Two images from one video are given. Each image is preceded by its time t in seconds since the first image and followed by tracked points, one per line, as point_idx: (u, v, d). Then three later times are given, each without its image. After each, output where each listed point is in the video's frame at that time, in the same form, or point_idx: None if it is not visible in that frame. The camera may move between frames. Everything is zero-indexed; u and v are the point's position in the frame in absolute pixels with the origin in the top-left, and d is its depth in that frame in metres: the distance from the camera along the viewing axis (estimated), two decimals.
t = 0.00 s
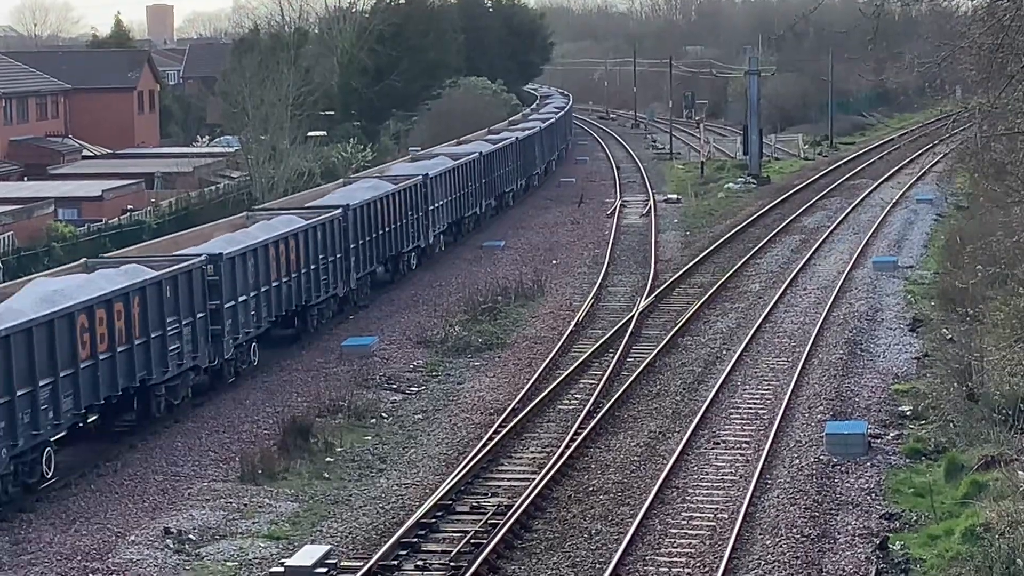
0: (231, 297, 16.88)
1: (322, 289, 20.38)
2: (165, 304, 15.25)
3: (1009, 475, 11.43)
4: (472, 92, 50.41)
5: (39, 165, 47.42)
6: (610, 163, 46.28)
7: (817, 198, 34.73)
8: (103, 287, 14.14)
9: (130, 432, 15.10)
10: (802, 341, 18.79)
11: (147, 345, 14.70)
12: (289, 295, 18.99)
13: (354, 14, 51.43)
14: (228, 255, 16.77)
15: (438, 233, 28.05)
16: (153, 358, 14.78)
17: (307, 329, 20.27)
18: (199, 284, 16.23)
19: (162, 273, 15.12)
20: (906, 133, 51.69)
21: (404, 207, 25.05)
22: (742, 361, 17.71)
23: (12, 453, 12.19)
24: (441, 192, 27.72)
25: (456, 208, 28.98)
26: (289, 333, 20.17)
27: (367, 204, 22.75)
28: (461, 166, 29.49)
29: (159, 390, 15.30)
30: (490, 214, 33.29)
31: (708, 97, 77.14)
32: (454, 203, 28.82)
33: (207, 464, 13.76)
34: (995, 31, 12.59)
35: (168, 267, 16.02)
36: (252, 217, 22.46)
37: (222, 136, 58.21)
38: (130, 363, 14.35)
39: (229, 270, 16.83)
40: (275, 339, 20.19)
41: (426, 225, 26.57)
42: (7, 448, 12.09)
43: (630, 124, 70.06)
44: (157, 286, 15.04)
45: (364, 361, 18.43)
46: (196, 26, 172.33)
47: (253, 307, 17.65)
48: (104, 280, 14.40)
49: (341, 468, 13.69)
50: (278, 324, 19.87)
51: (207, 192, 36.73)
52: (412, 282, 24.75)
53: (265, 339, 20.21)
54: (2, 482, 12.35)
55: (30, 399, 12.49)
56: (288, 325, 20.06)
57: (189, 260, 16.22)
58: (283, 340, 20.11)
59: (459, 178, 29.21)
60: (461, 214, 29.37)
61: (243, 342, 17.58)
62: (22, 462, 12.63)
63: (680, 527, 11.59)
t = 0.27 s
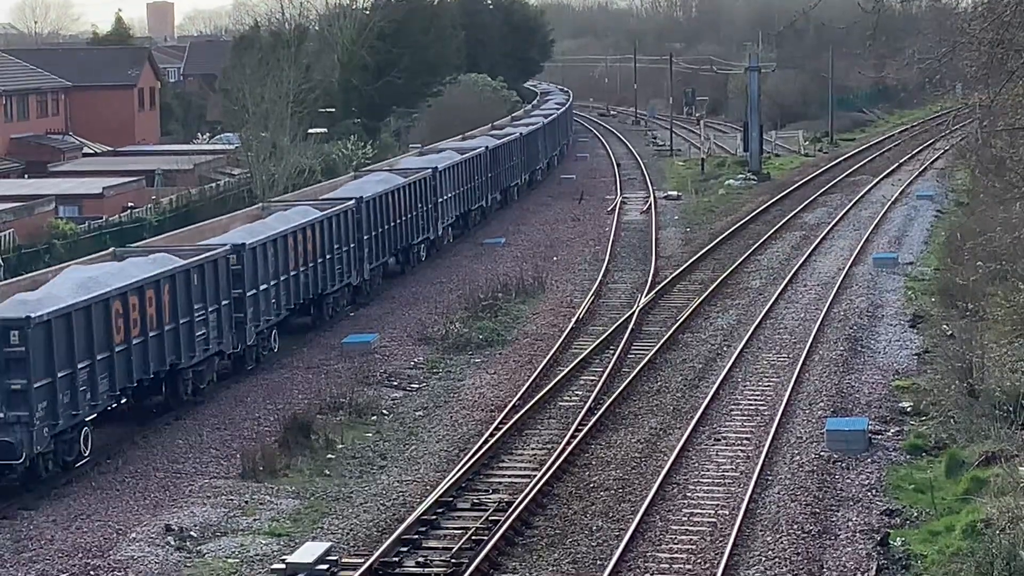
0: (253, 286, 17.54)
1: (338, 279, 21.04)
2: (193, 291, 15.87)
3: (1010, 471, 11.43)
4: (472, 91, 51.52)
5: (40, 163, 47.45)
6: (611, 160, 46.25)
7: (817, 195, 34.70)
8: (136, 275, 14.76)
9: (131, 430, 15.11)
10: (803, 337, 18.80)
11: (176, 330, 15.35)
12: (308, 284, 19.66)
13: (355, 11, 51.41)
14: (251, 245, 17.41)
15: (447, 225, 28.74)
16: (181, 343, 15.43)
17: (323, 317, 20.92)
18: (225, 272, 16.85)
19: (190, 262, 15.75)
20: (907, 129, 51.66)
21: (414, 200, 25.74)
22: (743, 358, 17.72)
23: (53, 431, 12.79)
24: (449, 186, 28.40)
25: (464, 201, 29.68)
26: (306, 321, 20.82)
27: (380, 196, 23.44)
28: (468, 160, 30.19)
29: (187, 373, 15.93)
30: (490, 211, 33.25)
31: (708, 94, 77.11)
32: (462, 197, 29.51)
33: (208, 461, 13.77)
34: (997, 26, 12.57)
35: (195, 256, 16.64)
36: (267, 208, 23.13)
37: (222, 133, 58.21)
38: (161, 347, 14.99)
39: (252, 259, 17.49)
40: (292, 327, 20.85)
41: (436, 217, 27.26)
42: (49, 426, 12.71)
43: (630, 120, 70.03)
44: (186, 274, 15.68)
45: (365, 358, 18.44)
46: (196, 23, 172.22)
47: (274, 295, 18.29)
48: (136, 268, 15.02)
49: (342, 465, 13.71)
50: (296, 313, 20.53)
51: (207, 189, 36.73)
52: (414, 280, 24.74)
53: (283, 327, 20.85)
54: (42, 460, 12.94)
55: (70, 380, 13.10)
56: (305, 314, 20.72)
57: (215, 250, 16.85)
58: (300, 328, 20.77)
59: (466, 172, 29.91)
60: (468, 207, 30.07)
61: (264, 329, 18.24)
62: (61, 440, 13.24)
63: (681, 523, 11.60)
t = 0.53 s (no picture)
0: (273, 277, 18.17)
1: (352, 271, 21.68)
2: (218, 282, 16.49)
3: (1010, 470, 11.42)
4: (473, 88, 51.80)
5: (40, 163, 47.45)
6: (611, 159, 46.24)
7: (817, 194, 34.70)
8: (164, 266, 15.34)
9: (131, 430, 15.10)
10: (803, 336, 18.79)
11: (203, 318, 15.99)
12: (323, 275, 20.32)
13: (355, 11, 51.41)
14: (272, 238, 18.04)
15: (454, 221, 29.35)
16: (207, 331, 16.07)
17: (336, 308, 21.56)
18: (247, 264, 17.48)
19: (216, 254, 16.37)
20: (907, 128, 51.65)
21: (424, 195, 26.36)
22: (743, 357, 17.72)
23: (90, 414, 13.43)
24: (456, 182, 28.99)
25: (470, 197, 30.28)
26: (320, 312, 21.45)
27: (391, 191, 24.05)
28: (474, 157, 30.79)
29: (211, 360, 16.56)
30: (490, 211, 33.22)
31: (708, 93, 77.10)
32: (468, 193, 30.12)
33: (208, 462, 13.78)
34: (995, 26, 12.59)
35: (219, 247, 17.26)
36: (282, 203, 23.82)
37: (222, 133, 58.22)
38: (189, 335, 15.62)
39: (272, 251, 18.14)
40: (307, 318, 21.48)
41: (444, 213, 27.87)
42: (86, 409, 13.33)
43: (630, 119, 70.01)
44: (211, 265, 16.30)
45: (365, 358, 18.44)
46: (196, 24, 172.17)
47: (293, 286, 18.93)
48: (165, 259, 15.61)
49: (343, 464, 13.71)
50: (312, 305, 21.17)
51: (207, 189, 36.73)
52: (415, 279, 24.73)
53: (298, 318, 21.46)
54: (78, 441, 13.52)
55: (105, 365, 13.68)
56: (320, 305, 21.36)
57: (238, 242, 17.46)
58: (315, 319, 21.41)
59: (473, 168, 30.50)
60: (474, 202, 30.69)
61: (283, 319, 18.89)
62: (97, 422, 13.82)
63: (682, 522, 11.60)
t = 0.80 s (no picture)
0: (292, 274, 18.87)
1: (366, 269, 22.37)
2: (241, 277, 17.17)
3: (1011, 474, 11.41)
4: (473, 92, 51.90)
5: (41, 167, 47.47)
6: (611, 163, 46.25)
7: (818, 198, 34.70)
8: (191, 261, 16.04)
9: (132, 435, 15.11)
10: (804, 340, 18.79)
11: (226, 312, 16.70)
12: (338, 273, 20.94)
13: (355, 15, 51.48)
14: (290, 236, 18.75)
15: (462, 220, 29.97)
16: (231, 325, 16.77)
17: (351, 305, 22.25)
18: (267, 260, 18.17)
19: (238, 250, 17.05)
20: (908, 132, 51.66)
21: (434, 195, 27.00)
22: (744, 361, 17.72)
23: (124, 402, 14.13)
24: (465, 182, 29.61)
25: (477, 197, 30.90)
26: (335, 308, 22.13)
27: (403, 192, 24.70)
28: (481, 158, 31.40)
29: (235, 353, 17.26)
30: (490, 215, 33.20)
31: (709, 97, 77.16)
32: (475, 193, 30.73)
33: (209, 466, 13.78)
34: (995, 30, 12.59)
35: (241, 244, 17.96)
36: (297, 202, 24.20)
37: (223, 137, 58.25)
38: (213, 328, 16.32)
39: (290, 249, 18.80)
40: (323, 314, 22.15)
41: (452, 213, 28.52)
42: (120, 397, 14.01)
43: (631, 124, 70.01)
44: (234, 261, 16.99)
45: (366, 362, 18.46)
46: (196, 28, 172.24)
47: (310, 283, 19.62)
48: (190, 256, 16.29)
49: (344, 468, 13.72)
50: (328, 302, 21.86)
51: (208, 193, 36.74)
52: (416, 284, 24.71)
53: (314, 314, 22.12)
54: (113, 428, 14.22)
55: (138, 355, 14.37)
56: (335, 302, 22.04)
57: (259, 240, 18.16)
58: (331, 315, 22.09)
59: (480, 169, 31.12)
60: (481, 203, 31.31)
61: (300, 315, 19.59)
62: (130, 411, 14.51)
63: (683, 527, 11.60)
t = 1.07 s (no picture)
0: (310, 274, 19.63)
1: (380, 270, 23.12)
2: (262, 277, 17.93)
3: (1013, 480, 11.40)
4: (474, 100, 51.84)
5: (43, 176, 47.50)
6: (613, 171, 46.27)
7: (820, 206, 34.69)
8: (216, 261, 16.81)
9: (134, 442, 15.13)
10: (806, 348, 18.79)
11: (250, 311, 17.47)
12: (354, 274, 21.63)
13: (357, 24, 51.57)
14: (309, 237, 19.51)
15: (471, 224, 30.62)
16: (253, 323, 17.54)
17: (365, 305, 22.96)
18: (287, 261, 18.91)
19: (261, 250, 17.86)
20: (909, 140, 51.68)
21: (444, 199, 27.66)
22: (745, 369, 17.71)
23: (155, 394, 14.90)
24: (473, 187, 30.25)
25: (485, 202, 31.54)
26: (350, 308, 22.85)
27: (414, 195, 25.37)
28: (488, 163, 32.03)
29: (257, 350, 18.02)
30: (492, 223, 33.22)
31: (711, 105, 77.20)
32: (483, 197, 31.36)
33: (212, 474, 13.78)
34: (997, 37, 12.60)
35: (262, 245, 18.73)
36: (312, 206, 24.49)
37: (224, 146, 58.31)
38: (237, 325, 17.08)
39: (308, 250, 19.55)
40: (338, 314, 22.87)
41: (462, 217, 29.20)
42: (151, 389, 14.78)
43: (632, 131, 70.04)
44: (256, 262, 17.76)
45: (368, 369, 18.46)
46: (198, 37, 172.32)
47: (327, 283, 20.36)
48: (215, 256, 17.07)
49: (346, 476, 13.72)
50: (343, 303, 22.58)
51: (210, 201, 36.76)
52: (418, 291, 24.71)
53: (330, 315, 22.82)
54: (146, 420, 14.99)
55: (167, 350, 15.14)
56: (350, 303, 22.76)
57: (280, 241, 18.91)
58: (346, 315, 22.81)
59: (487, 174, 31.77)
60: (489, 207, 31.95)
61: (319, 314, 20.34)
62: (161, 404, 15.27)
63: (685, 534, 11.59)
